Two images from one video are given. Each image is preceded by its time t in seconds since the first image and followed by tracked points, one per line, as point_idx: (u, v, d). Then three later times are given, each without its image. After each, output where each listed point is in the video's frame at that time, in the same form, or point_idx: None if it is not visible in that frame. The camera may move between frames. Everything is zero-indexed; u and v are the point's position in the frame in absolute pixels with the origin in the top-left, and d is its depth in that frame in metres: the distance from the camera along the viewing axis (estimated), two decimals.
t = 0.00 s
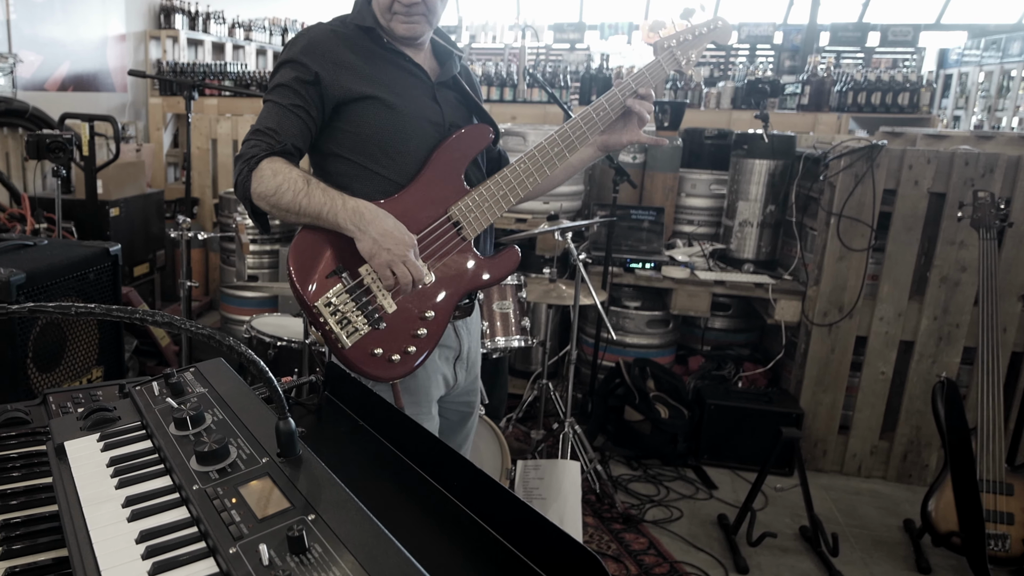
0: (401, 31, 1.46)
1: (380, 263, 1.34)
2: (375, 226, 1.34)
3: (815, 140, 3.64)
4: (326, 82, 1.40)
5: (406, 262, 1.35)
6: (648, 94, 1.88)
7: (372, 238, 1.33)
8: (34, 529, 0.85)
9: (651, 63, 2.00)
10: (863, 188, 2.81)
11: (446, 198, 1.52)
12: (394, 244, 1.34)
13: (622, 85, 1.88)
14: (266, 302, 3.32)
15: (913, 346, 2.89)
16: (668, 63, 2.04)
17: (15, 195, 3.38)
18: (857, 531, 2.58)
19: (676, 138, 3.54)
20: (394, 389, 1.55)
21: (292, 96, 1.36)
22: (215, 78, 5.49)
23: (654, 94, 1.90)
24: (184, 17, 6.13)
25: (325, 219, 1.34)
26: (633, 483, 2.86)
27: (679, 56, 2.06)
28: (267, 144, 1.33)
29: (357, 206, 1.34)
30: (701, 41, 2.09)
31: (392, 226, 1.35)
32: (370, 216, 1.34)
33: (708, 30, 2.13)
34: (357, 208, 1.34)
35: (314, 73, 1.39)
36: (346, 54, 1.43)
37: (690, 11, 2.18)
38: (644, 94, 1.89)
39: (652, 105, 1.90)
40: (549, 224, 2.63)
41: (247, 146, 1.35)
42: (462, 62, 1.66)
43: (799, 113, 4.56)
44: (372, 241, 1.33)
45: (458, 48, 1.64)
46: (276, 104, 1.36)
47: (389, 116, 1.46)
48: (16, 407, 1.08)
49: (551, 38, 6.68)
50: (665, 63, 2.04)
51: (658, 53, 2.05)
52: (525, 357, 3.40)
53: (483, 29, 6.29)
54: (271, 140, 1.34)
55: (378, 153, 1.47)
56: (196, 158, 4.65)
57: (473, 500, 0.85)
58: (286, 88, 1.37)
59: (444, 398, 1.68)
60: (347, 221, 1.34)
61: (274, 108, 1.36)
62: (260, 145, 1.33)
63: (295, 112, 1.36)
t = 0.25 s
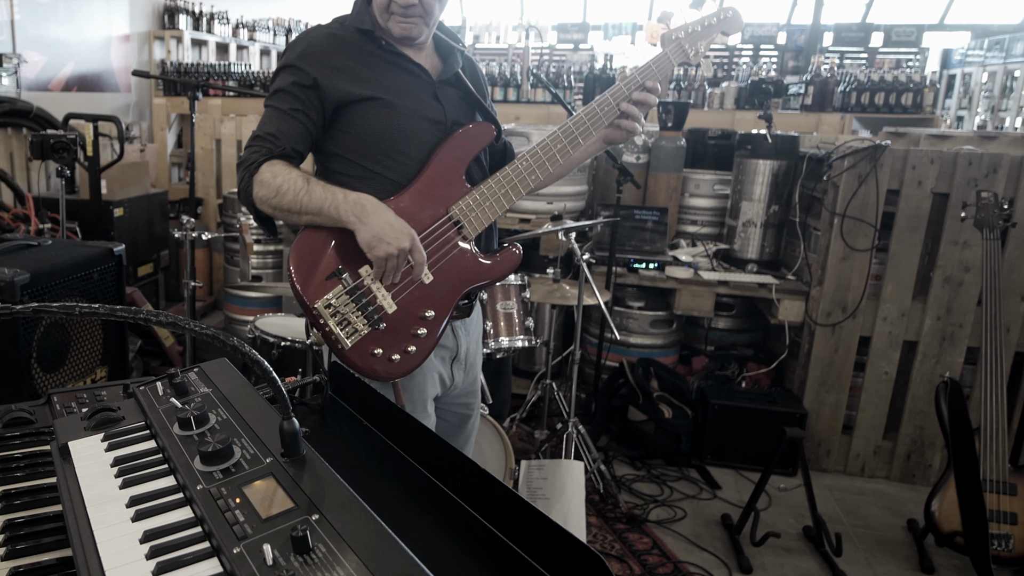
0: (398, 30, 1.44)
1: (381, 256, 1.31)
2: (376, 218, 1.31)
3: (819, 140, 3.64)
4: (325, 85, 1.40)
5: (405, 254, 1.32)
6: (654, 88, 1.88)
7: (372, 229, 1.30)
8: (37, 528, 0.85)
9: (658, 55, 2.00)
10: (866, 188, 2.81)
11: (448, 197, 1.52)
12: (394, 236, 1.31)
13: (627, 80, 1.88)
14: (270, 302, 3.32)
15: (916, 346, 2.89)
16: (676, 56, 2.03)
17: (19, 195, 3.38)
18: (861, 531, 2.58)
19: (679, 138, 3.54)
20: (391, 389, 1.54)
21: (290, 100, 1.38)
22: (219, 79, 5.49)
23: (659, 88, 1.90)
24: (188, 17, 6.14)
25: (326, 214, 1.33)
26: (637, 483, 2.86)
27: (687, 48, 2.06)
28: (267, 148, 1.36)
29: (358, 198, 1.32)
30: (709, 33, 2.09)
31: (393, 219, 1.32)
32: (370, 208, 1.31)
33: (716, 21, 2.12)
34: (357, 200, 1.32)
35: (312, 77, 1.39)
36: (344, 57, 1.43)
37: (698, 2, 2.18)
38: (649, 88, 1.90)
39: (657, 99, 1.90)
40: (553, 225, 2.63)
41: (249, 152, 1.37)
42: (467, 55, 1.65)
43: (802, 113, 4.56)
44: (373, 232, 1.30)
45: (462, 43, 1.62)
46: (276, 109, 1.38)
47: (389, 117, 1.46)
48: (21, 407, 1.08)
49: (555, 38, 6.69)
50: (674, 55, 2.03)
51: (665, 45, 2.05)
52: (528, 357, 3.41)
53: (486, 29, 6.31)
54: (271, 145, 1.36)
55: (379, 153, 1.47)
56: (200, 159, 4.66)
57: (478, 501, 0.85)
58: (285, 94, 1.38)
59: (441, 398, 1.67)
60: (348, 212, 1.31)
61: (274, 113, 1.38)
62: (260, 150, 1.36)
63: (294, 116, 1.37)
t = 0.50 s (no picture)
0: (393, 29, 1.44)
1: (373, 254, 1.29)
2: (366, 216, 1.29)
3: (822, 141, 3.64)
4: (323, 89, 1.40)
5: (395, 251, 1.29)
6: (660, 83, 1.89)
7: (363, 227, 1.29)
8: (42, 529, 0.85)
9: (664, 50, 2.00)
10: (870, 189, 2.81)
11: (446, 197, 1.52)
12: (384, 235, 1.28)
13: (631, 76, 1.88)
14: (275, 303, 3.33)
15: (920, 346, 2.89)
16: (683, 49, 2.04)
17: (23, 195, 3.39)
18: (864, 531, 2.58)
19: (683, 139, 3.54)
20: (396, 389, 1.55)
21: (288, 104, 1.38)
22: (223, 79, 5.50)
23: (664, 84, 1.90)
24: (192, 18, 6.14)
25: (319, 215, 1.33)
26: (641, 483, 2.86)
27: (695, 42, 2.06)
28: (263, 154, 1.36)
29: (348, 198, 1.31)
30: (718, 26, 2.09)
31: (383, 217, 1.30)
32: (360, 207, 1.30)
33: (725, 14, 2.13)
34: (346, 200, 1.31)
35: (310, 82, 1.39)
36: (342, 60, 1.43)
37: None
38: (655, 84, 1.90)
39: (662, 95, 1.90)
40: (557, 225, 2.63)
41: (248, 157, 1.38)
42: (467, 52, 1.64)
43: (806, 113, 4.57)
44: (363, 231, 1.29)
45: (462, 40, 1.61)
46: (274, 113, 1.38)
47: (388, 117, 1.46)
48: (25, 407, 1.09)
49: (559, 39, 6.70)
50: (681, 49, 2.04)
51: (673, 39, 2.05)
52: (532, 357, 3.41)
53: (490, 30, 6.31)
54: (267, 150, 1.36)
55: (379, 153, 1.47)
56: (204, 159, 4.66)
57: (483, 501, 0.85)
58: (283, 98, 1.38)
59: (447, 396, 1.68)
60: (338, 212, 1.31)
61: (272, 118, 1.38)
62: (257, 155, 1.36)
63: (292, 120, 1.37)
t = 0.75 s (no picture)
0: (400, 32, 1.44)
1: (371, 249, 1.31)
2: (364, 211, 1.31)
3: (827, 141, 3.64)
4: (328, 86, 1.40)
5: (394, 246, 1.32)
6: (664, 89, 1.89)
7: (361, 222, 1.30)
8: (47, 529, 0.85)
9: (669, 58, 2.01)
10: (874, 189, 2.82)
11: (447, 196, 1.52)
12: (384, 230, 1.31)
13: (635, 83, 1.89)
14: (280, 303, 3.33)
15: (924, 346, 2.89)
16: (688, 57, 2.04)
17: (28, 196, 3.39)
18: (868, 531, 2.58)
19: (688, 139, 3.53)
20: (393, 388, 1.55)
21: (293, 101, 1.38)
22: (228, 79, 5.50)
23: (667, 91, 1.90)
24: (197, 18, 6.14)
25: (319, 209, 1.34)
26: (645, 483, 2.86)
27: (700, 50, 2.07)
28: (267, 147, 1.37)
29: (348, 192, 1.32)
30: (724, 34, 2.09)
31: (382, 213, 1.32)
32: (359, 202, 1.31)
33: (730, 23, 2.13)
34: (346, 194, 1.32)
35: (316, 78, 1.39)
36: (348, 57, 1.43)
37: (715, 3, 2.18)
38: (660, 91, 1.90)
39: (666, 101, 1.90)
40: (562, 226, 2.63)
41: (252, 151, 1.39)
42: (472, 55, 1.65)
43: (810, 114, 4.56)
44: (361, 226, 1.30)
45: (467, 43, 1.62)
46: (279, 109, 1.38)
47: (393, 116, 1.46)
48: (30, 407, 1.09)
49: (563, 39, 6.70)
50: (686, 57, 2.04)
51: (678, 47, 2.06)
52: (537, 357, 3.41)
53: (494, 31, 6.31)
54: (272, 144, 1.37)
55: (382, 151, 1.47)
56: (209, 159, 4.66)
57: (487, 502, 0.85)
58: (289, 94, 1.39)
59: (445, 396, 1.68)
60: (337, 206, 1.32)
61: (277, 114, 1.38)
62: (262, 149, 1.37)
63: (297, 116, 1.38)
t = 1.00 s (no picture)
0: (405, 31, 1.45)
1: (373, 247, 1.31)
2: (368, 209, 1.31)
3: (831, 141, 3.64)
4: (334, 83, 1.40)
5: (399, 246, 1.33)
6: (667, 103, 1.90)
7: (364, 220, 1.31)
8: (52, 529, 0.86)
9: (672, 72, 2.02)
10: (878, 189, 2.82)
11: (449, 198, 1.52)
12: (386, 228, 1.31)
13: (638, 94, 1.89)
14: (283, 303, 3.33)
15: (928, 346, 2.89)
16: (691, 74, 2.05)
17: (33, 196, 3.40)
18: (872, 531, 2.58)
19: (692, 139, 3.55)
20: (397, 388, 1.55)
21: (298, 96, 1.38)
22: (232, 80, 5.50)
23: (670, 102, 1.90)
24: (201, 19, 6.14)
25: (322, 205, 1.34)
26: (649, 483, 2.86)
27: (702, 68, 2.08)
28: (270, 142, 1.36)
29: (352, 189, 1.33)
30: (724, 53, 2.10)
31: (385, 211, 1.33)
32: (363, 199, 1.32)
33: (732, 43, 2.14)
34: (351, 191, 1.32)
35: (322, 75, 1.39)
36: (355, 55, 1.43)
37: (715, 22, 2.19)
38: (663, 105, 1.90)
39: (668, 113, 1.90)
40: (567, 227, 2.63)
41: (254, 145, 1.38)
42: (478, 60, 1.65)
43: (814, 115, 4.56)
44: (365, 223, 1.31)
45: (473, 48, 1.62)
46: (283, 104, 1.38)
47: (397, 116, 1.46)
48: (35, 407, 1.09)
49: (567, 40, 6.69)
50: (687, 74, 2.05)
51: (681, 63, 2.07)
52: (541, 358, 3.41)
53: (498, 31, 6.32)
54: (275, 139, 1.36)
55: (385, 151, 1.47)
56: (213, 159, 4.66)
57: (491, 503, 0.85)
58: (294, 89, 1.39)
59: (449, 397, 1.68)
60: (342, 203, 1.32)
61: (282, 108, 1.38)
62: (264, 144, 1.36)
63: (302, 112, 1.38)
